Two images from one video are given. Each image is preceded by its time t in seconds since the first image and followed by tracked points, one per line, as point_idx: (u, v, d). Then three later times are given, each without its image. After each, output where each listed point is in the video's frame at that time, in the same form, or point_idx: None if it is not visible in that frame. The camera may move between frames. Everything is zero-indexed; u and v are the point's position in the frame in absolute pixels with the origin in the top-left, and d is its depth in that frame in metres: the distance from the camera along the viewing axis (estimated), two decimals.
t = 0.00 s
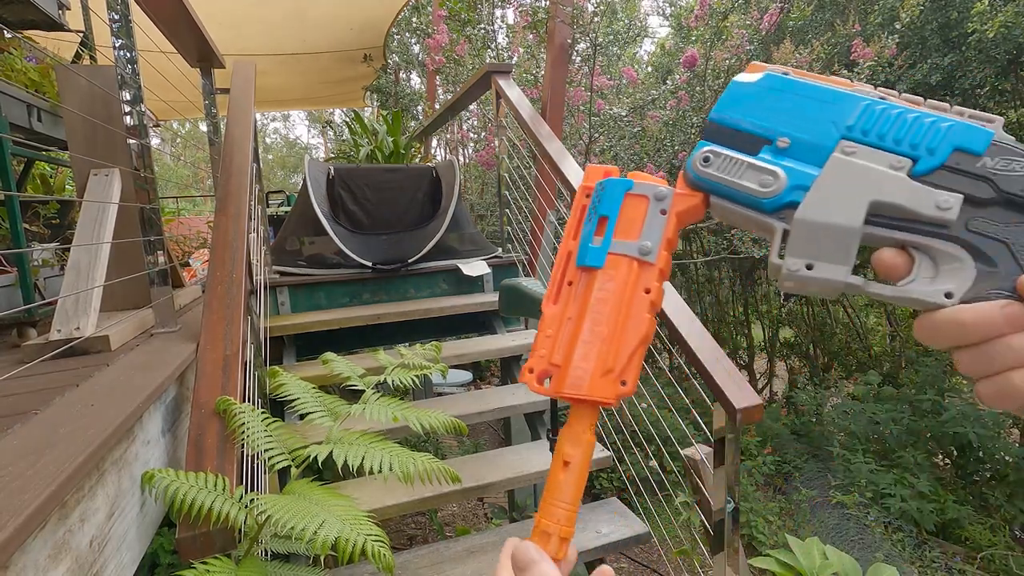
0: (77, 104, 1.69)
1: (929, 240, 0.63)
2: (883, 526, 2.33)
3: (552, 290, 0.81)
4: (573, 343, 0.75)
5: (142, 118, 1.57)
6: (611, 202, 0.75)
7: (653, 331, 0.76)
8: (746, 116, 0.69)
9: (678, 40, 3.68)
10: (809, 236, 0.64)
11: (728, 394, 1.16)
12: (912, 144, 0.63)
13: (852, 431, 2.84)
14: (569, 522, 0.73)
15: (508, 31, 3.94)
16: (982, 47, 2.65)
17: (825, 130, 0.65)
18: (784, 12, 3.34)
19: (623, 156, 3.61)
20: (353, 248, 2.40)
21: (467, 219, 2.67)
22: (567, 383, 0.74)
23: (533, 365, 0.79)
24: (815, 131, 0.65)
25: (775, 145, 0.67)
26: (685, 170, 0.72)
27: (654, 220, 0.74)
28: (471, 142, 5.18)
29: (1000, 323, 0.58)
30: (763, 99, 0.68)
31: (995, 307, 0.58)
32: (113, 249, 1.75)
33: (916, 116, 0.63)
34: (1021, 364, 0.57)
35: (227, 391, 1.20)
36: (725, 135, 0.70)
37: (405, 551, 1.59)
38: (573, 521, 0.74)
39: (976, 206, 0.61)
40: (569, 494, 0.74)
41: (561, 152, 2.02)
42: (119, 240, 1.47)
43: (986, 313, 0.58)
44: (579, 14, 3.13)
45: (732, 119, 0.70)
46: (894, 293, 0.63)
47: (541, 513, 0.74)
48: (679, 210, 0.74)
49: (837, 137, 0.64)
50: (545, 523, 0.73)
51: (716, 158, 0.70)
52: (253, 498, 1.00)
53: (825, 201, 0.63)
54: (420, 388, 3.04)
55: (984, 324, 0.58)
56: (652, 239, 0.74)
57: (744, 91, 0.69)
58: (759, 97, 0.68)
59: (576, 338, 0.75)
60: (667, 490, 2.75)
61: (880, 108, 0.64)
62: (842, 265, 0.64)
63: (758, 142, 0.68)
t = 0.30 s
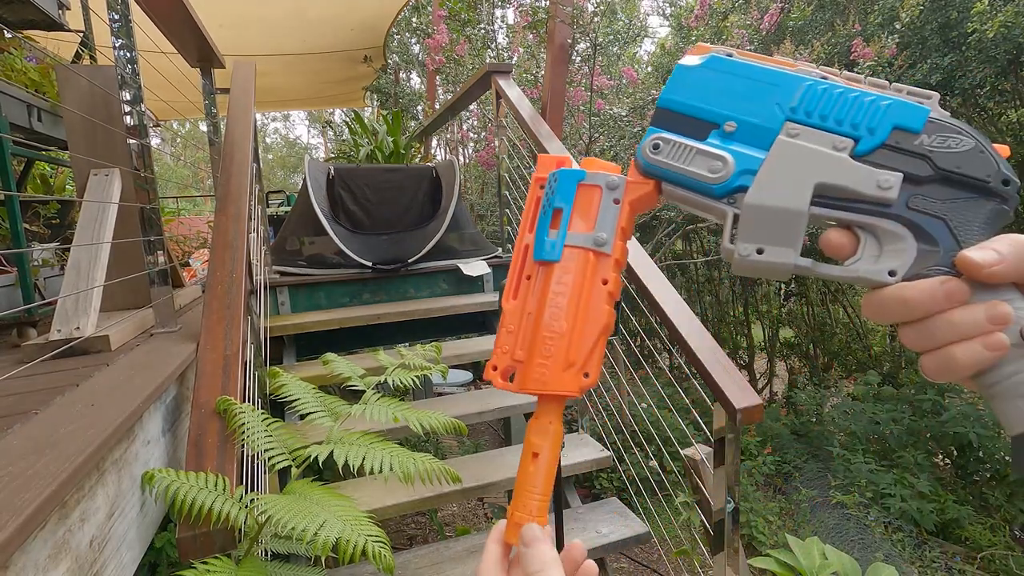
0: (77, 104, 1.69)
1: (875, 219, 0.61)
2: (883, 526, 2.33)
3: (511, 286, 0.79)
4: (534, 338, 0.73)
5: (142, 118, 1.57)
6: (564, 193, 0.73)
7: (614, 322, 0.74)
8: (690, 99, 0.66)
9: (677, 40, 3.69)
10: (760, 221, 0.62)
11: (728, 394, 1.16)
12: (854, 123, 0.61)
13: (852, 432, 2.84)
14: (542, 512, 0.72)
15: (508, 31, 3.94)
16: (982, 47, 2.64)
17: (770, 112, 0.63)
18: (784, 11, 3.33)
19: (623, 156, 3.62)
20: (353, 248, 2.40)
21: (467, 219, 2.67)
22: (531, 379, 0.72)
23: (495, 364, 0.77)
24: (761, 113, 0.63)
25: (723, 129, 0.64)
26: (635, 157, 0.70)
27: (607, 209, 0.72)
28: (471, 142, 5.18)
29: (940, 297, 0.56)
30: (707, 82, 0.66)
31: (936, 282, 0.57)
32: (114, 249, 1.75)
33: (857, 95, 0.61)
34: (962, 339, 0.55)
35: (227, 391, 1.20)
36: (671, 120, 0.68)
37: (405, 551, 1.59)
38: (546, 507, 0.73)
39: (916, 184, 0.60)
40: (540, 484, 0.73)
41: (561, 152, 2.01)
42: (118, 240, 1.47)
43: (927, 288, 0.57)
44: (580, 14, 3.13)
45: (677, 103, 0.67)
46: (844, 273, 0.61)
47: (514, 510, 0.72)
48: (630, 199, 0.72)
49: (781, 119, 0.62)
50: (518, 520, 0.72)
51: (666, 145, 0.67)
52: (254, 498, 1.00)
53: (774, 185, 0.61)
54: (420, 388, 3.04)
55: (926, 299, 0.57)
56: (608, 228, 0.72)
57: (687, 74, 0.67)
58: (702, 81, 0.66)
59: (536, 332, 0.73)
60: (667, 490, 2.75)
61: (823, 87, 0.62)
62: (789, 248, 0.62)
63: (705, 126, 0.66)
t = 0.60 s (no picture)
0: (77, 103, 1.69)
1: (874, 220, 0.61)
2: (883, 526, 2.33)
3: (500, 283, 0.78)
4: (523, 337, 0.73)
5: (142, 118, 1.57)
6: (555, 191, 0.73)
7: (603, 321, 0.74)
8: (687, 92, 0.66)
9: (677, 40, 3.70)
10: (758, 221, 0.62)
11: (728, 394, 1.16)
12: (856, 120, 0.60)
13: (852, 432, 2.84)
14: (523, 518, 0.72)
15: (508, 31, 3.95)
16: (982, 46, 2.64)
17: (768, 107, 0.62)
18: (784, 11, 3.35)
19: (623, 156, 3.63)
20: (353, 248, 2.41)
21: (467, 219, 2.67)
22: (520, 378, 0.72)
23: (483, 364, 0.76)
24: (759, 108, 0.63)
25: (720, 124, 0.64)
26: (629, 152, 0.69)
27: (598, 207, 0.72)
28: (471, 142, 5.19)
29: (942, 302, 0.56)
30: (705, 74, 0.65)
31: (938, 286, 0.56)
32: (114, 249, 1.75)
33: (859, 90, 0.61)
34: (964, 345, 0.55)
35: (227, 391, 1.20)
36: (668, 113, 0.67)
37: (405, 551, 1.59)
38: (528, 514, 0.73)
39: (920, 184, 0.60)
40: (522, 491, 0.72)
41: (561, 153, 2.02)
42: (118, 240, 1.47)
43: (928, 292, 0.57)
44: (580, 14, 3.14)
45: (672, 96, 0.66)
46: (844, 275, 0.61)
47: (497, 511, 0.72)
48: (624, 196, 0.72)
49: (780, 115, 0.62)
50: (500, 522, 0.71)
51: (660, 140, 0.66)
52: (254, 497, 1.00)
53: (772, 184, 0.61)
54: (420, 388, 3.05)
55: (928, 303, 0.56)
56: (599, 227, 0.72)
57: (685, 66, 0.66)
58: (699, 73, 0.65)
59: (526, 331, 0.72)
60: (666, 490, 2.76)
61: (824, 82, 0.62)
62: (787, 249, 0.62)
63: (702, 122, 0.65)
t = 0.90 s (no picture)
0: (77, 103, 1.69)
1: (848, 168, 0.59)
2: (883, 526, 2.33)
3: (489, 218, 0.76)
4: (504, 267, 0.71)
5: (142, 118, 1.57)
6: (544, 126, 0.71)
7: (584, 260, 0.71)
8: (680, 38, 0.65)
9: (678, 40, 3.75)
10: (732, 163, 0.61)
11: (728, 394, 1.16)
12: (838, 68, 0.59)
13: (853, 432, 2.84)
14: (494, 433, 0.68)
15: (508, 31, 3.95)
16: (982, 47, 2.64)
17: (756, 52, 0.61)
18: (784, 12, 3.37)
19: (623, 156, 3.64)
20: (353, 248, 2.41)
21: (467, 219, 2.67)
22: (496, 305, 0.70)
23: (466, 292, 0.75)
24: (747, 53, 0.62)
25: (707, 69, 0.63)
26: (618, 95, 0.68)
27: (585, 145, 0.70)
28: (471, 142, 5.19)
29: (897, 249, 0.55)
30: (698, 20, 0.64)
31: (895, 233, 0.56)
32: (113, 249, 1.75)
33: (847, 38, 0.59)
34: (913, 291, 0.55)
35: (227, 391, 1.19)
36: (660, 58, 0.66)
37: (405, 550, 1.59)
38: (500, 430, 0.69)
39: (894, 133, 0.58)
40: (495, 407, 0.69)
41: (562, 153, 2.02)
42: (118, 240, 1.47)
43: (885, 238, 0.56)
44: (580, 14, 3.14)
45: (666, 40, 0.66)
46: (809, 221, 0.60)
47: (468, 425, 0.69)
48: (610, 137, 0.69)
49: (767, 61, 0.61)
50: (471, 435, 0.68)
51: (648, 82, 0.65)
52: (254, 498, 1.00)
53: (749, 126, 0.60)
54: (420, 388, 3.05)
55: (884, 250, 0.56)
56: (584, 164, 0.70)
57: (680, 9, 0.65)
58: (692, 19, 0.64)
59: (506, 262, 0.70)
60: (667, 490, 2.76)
61: (813, 29, 0.60)
62: (759, 193, 0.61)
63: (691, 66, 0.64)
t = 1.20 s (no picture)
0: (77, 103, 1.69)
1: (829, 193, 0.60)
2: (883, 526, 2.33)
3: (485, 250, 0.77)
4: (502, 298, 0.71)
5: (142, 118, 1.57)
6: (537, 161, 0.71)
7: (580, 287, 0.72)
8: (662, 73, 0.66)
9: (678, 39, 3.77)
10: (718, 192, 0.62)
11: (728, 394, 1.16)
12: (813, 100, 0.60)
13: (852, 432, 2.84)
14: (522, 394, 0.70)
15: (508, 31, 3.95)
16: (982, 47, 2.63)
17: (736, 86, 0.62)
18: (784, 12, 3.39)
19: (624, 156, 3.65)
20: (353, 248, 2.41)
21: (467, 219, 2.67)
22: (496, 336, 0.70)
23: (466, 323, 0.75)
24: (728, 87, 0.63)
25: (690, 103, 0.64)
26: (607, 127, 0.69)
27: (577, 179, 0.71)
28: (471, 142, 5.20)
29: (879, 270, 0.56)
30: (680, 56, 0.65)
31: (877, 255, 0.57)
32: (113, 249, 1.75)
33: (821, 71, 0.60)
34: (898, 310, 0.56)
35: (227, 390, 1.19)
36: (644, 92, 0.67)
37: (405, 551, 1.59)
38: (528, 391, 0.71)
39: (869, 160, 0.59)
40: (523, 368, 0.71)
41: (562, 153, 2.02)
42: (118, 240, 1.47)
43: (868, 260, 0.57)
44: (580, 14, 3.14)
45: (649, 76, 0.67)
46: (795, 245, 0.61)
47: (498, 386, 0.71)
48: (601, 169, 0.71)
49: (746, 94, 0.62)
50: (501, 395, 0.70)
51: (636, 116, 0.66)
52: (254, 497, 1.00)
53: (733, 156, 0.60)
54: (420, 388, 3.04)
55: (867, 271, 0.57)
56: (577, 197, 0.70)
57: (662, 47, 0.66)
58: (674, 55, 0.65)
59: (504, 293, 0.71)
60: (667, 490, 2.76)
61: (788, 64, 0.61)
62: (746, 219, 0.62)
63: (674, 100, 0.65)
